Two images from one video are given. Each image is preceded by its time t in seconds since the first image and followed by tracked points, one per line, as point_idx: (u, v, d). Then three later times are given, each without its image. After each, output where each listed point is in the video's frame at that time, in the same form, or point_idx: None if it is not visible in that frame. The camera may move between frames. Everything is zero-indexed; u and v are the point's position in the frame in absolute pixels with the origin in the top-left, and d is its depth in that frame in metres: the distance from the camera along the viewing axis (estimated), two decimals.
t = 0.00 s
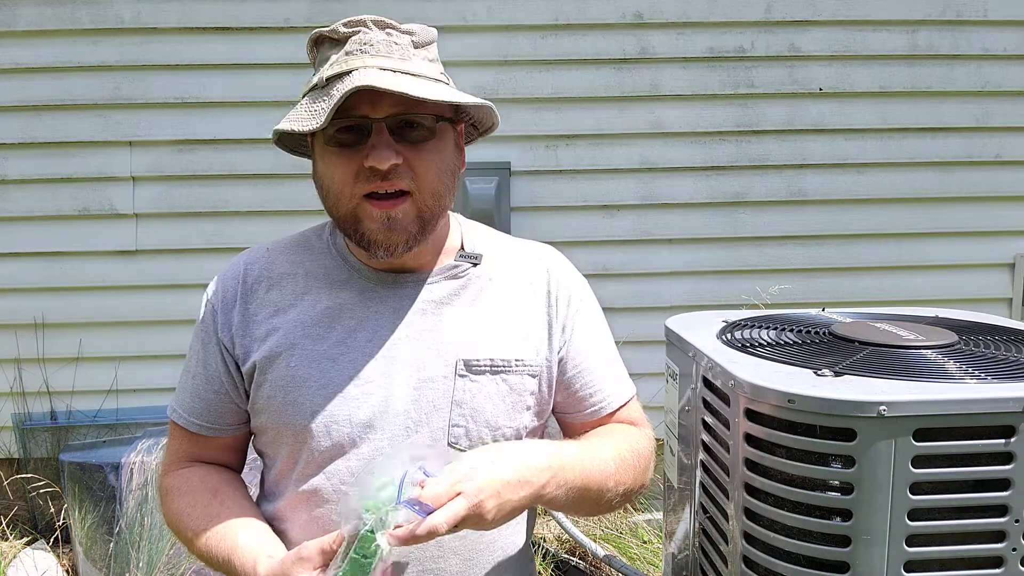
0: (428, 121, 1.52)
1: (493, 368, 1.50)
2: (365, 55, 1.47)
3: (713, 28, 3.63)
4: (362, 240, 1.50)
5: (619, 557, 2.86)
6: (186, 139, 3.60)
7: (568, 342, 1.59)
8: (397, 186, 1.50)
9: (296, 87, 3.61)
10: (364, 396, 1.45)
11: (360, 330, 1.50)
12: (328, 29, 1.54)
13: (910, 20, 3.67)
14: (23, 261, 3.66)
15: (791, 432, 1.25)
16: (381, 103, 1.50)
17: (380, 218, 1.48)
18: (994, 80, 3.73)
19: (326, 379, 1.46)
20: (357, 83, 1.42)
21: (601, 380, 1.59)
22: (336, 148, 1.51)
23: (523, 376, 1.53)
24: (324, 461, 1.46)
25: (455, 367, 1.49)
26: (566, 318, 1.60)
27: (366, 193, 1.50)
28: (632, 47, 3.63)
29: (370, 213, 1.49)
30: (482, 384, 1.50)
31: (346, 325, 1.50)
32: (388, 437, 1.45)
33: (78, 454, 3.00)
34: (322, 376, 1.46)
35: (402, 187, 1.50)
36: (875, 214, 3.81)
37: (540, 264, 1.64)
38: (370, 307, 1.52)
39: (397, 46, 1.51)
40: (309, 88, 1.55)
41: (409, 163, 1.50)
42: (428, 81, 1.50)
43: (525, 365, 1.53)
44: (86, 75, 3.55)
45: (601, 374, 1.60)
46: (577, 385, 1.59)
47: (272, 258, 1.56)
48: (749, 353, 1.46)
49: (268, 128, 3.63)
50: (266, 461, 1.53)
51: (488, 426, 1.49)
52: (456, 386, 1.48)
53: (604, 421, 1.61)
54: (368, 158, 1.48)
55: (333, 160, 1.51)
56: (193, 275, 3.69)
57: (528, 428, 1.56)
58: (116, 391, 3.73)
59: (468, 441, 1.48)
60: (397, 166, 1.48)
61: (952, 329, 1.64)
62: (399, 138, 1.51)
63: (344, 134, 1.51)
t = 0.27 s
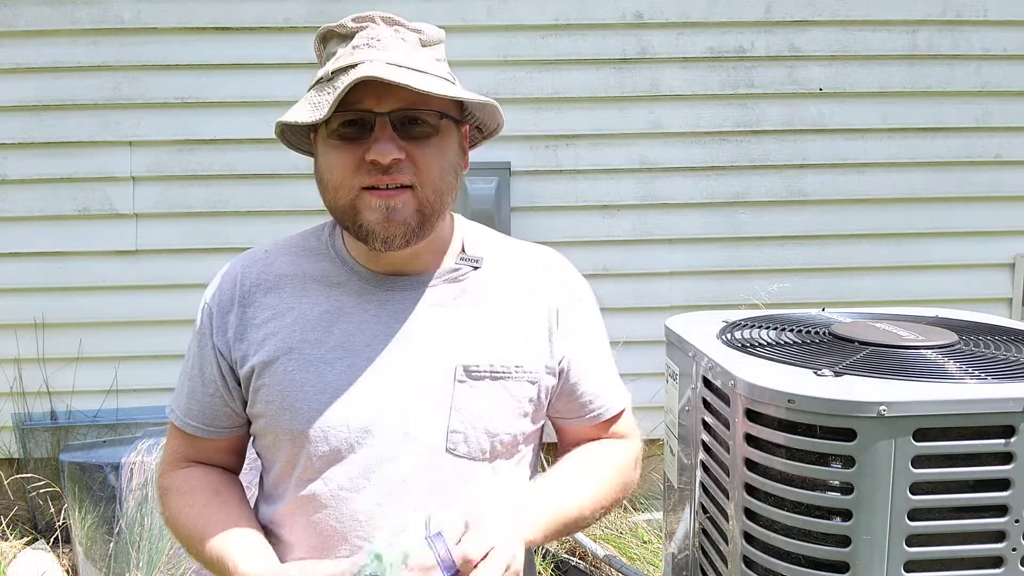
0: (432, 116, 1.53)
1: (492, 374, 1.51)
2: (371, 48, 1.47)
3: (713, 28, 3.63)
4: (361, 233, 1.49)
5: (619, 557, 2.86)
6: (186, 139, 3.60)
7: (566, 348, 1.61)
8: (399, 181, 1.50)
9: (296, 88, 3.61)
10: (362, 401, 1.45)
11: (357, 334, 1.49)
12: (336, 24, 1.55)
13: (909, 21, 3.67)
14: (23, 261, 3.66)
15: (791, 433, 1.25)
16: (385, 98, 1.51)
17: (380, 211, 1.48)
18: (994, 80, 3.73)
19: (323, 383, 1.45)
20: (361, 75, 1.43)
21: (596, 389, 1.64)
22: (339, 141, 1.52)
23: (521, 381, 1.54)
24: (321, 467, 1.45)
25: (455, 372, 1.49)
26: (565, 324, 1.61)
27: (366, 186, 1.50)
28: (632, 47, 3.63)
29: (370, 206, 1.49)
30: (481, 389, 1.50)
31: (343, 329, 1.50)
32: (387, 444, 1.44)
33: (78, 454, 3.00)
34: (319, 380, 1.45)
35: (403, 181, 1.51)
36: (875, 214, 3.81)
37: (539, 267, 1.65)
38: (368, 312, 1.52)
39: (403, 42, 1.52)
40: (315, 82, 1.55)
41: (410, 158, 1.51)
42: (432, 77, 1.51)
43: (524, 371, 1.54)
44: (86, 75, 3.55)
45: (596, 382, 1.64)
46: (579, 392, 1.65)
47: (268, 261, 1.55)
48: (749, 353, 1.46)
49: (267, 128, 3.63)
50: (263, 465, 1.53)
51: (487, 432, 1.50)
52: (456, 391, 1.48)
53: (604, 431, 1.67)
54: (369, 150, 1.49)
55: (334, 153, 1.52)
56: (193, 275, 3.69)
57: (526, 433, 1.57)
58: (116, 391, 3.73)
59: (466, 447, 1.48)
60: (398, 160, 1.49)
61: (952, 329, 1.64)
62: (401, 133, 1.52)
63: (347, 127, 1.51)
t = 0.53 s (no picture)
0: (432, 115, 1.53)
1: (493, 377, 1.51)
2: (372, 46, 1.47)
3: (713, 28, 3.63)
4: (360, 232, 1.49)
5: (619, 557, 2.86)
6: (186, 139, 3.60)
7: (566, 349, 1.62)
8: (399, 179, 1.50)
9: (296, 88, 3.61)
10: (363, 403, 1.45)
11: (357, 336, 1.49)
12: (339, 23, 1.55)
13: (909, 21, 3.67)
14: (23, 260, 3.66)
15: (791, 433, 1.25)
16: (386, 96, 1.51)
17: (379, 209, 1.48)
18: (994, 80, 3.73)
19: (323, 385, 1.45)
20: (360, 71, 1.43)
21: (596, 393, 1.65)
22: (340, 139, 1.52)
23: (522, 384, 1.54)
24: (321, 468, 1.45)
25: (456, 375, 1.49)
26: (565, 326, 1.62)
27: (366, 184, 1.50)
28: (632, 47, 3.63)
29: (369, 204, 1.49)
30: (482, 391, 1.50)
31: (342, 331, 1.49)
32: (387, 445, 1.44)
33: (78, 454, 3.00)
34: (320, 381, 1.45)
35: (403, 179, 1.50)
36: (875, 214, 3.81)
37: (539, 268, 1.66)
38: (368, 314, 1.52)
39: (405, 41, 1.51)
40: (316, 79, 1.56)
41: (410, 157, 1.50)
42: (433, 76, 1.50)
43: (524, 374, 1.54)
44: (86, 75, 3.55)
45: (596, 386, 1.65)
46: (578, 394, 1.64)
47: (268, 262, 1.55)
48: (749, 353, 1.46)
49: (267, 128, 3.63)
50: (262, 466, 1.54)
51: (488, 434, 1.50)
52: (456, 393, 1.48)
53: (604, 428, 1.70)
54: (369, 148, 1.48)
55: (334, 150, 1.52)
56: (193, 275, 3.69)
57: (527, 434, 1.57)
58: (116, 391, 3.73)
59: (466, 449, 1.48)
60: (398, 158, 1.49)
61: (952, 329, 1.64)
62: (402, 131, 1.51)
63: (348, 125, 1.51)
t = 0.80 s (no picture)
0: (430, 112, 1.53)
1: (494, 377, 1.51)
2: (370, 43, 1.48)
3: (713, 28, 3.63)
4: (357, 230, 1.49)
5: (619, 557, 2.86)
6: (186, 139, 3.60)
7: (567, 350, 1.62)
8: (396, 176, 1.50)
9: (296, 88, 3.61)
10: (364, 404, 1.45)
11: (358, 336, 1.49)
12: (340, 23, 1.56)
13: (910, 21, 3.67)
14: (23, 260, 3.66)
15: (791, 433, 1.25)
16: (384, 93, 1.52)
17: (375, 207, 1.48)
18: (994, 80, 3.73)
19: (324, 385, 1.45)
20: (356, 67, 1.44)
21: (600, 389, 1.66)
22: (338, 136, 1.52)
23: (523, 384, 1.54)
24: (321, 468, 1.45)
25: (457, 374, 1.49)
26: (566, 326, 1.62)
27: (364, 181, 1.50)
28: (632, 47, 3.63)
29: (366, 201, 1.49)
30: (483, 391, 1.50)
31: (343, 331, 1.49)
32: (388, 445, 1.44)
33: (78, 454, 3.00)
34: (320, 381, 1.45)
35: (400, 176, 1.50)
36: (875, 214, 3.81)
37: (539, 267, 1.66)
38: (369, 314, 1.51)
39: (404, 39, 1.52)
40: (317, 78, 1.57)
41: (408, 154, 1.50)
42: (431, 73, 1.50)
43: (525, 374, 1.54)
44: (85, 75, 3.55)
45: (602, 381, 1.66)
46: (580, 393, 1.65)
47: (268, 262, 1.55)
48: (749, 352, 1.46)
49: (267, 128, 3.63)
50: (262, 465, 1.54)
51: (489, 434, 1.50)
52: (458, 393, 1.48)
53: (605, 423, 1.71)
54: (366, 144, 1.49)
55: (333, 147, 1.52)
56: (193, 275, 3.69)
57: (528, 435, 1.57)
58: (116, 391, 3.73)
59: (467, 449, 1.47)
60: (395, 154, 1.48)
61: (952, 329, 1.64)
62: (400, 128, 1.51)
63: (346, 122, 1.52)
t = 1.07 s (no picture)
0: (430, 107, 1.52)
1: (494, 377, 1.51)
2: (372, 38, 1.48)
3: (713, 28, 3.64)
4: (356, 221, 1.49)
5: (619, 557, 2.86)
6: (186, 139, 3.60)
7: (567, 349, 1.62)
8: (394, 168, 1.50)
9: (296, 88, 3.61)
10: (364, 402, 1.45)
11: (358, 335, 1.49)
12: (346, 23, 1.57)
13: (910, 20, 3.67)
14: (23, 260, 3.66)
15: (792, 433, 1.25)
16: (385, 85, 1.52)
17: (373, 199, 1.48)
18: (994, 80, 3.73)
19: (325, 382, 1.45)
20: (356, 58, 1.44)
21: (599, 392, 1.66)
22: (339, 130, 1.53)
23: (522, 384, 1.54)
24: (321, 467, 1.45)
25: (457, 374, 1.49)
26: (566, 326, 1.62)
27: (364, 174, 1.50)
28: (632, 47, 3.63)
29: (365, 193, 1.49)
30: (483, 391, 1.50)
31: (344, 329, 1.49)
32: (387, 444, 1.44)
33: (78, 454, 3.00)
34: (321, 378, 1.45)
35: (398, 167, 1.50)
36: (875, 214, 3.81)
37: (539, 267, 1.66)
38: (368, 313, 1.51)
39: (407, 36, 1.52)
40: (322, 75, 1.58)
41: (406, 147, 1.50)
42: (432, 68, 1.49)
43: (525, 374, 1.54)
44: (86, 75, 3.55)
45: (600, 387, 1.66)
46: (580, 394, 1.65)
47: (270, 260, 1.55)
48: (749, 353, 1.46)
49: (267, 128, 3.63)
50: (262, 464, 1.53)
51: (488, 434, 1.50)
52: (458, 392, 1.48)
53: (605, 427, 1.70)
54: (364, 135, 1.49)
55: (333, 140, 1.53)
56: (193, 275, 3.69)
57: (527, 435, 1.57)
58: (117, 391, 3.73)
59: (467, 449, 1.47)
60: (393, 146, 1.48)
61: (952, 329, 1.64)
62: (399, 121, 1.51)
63: (347, 116, 1.52)
